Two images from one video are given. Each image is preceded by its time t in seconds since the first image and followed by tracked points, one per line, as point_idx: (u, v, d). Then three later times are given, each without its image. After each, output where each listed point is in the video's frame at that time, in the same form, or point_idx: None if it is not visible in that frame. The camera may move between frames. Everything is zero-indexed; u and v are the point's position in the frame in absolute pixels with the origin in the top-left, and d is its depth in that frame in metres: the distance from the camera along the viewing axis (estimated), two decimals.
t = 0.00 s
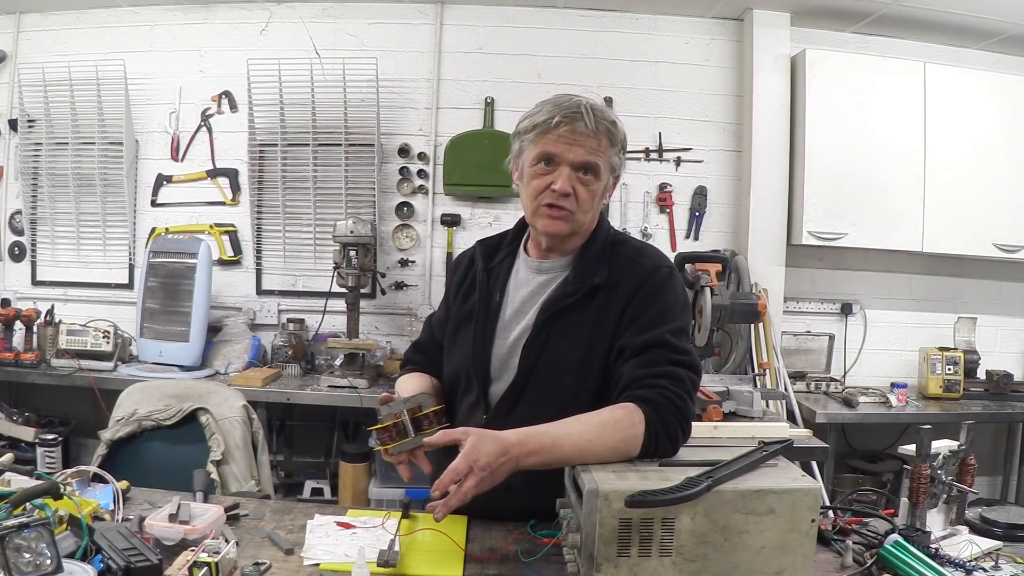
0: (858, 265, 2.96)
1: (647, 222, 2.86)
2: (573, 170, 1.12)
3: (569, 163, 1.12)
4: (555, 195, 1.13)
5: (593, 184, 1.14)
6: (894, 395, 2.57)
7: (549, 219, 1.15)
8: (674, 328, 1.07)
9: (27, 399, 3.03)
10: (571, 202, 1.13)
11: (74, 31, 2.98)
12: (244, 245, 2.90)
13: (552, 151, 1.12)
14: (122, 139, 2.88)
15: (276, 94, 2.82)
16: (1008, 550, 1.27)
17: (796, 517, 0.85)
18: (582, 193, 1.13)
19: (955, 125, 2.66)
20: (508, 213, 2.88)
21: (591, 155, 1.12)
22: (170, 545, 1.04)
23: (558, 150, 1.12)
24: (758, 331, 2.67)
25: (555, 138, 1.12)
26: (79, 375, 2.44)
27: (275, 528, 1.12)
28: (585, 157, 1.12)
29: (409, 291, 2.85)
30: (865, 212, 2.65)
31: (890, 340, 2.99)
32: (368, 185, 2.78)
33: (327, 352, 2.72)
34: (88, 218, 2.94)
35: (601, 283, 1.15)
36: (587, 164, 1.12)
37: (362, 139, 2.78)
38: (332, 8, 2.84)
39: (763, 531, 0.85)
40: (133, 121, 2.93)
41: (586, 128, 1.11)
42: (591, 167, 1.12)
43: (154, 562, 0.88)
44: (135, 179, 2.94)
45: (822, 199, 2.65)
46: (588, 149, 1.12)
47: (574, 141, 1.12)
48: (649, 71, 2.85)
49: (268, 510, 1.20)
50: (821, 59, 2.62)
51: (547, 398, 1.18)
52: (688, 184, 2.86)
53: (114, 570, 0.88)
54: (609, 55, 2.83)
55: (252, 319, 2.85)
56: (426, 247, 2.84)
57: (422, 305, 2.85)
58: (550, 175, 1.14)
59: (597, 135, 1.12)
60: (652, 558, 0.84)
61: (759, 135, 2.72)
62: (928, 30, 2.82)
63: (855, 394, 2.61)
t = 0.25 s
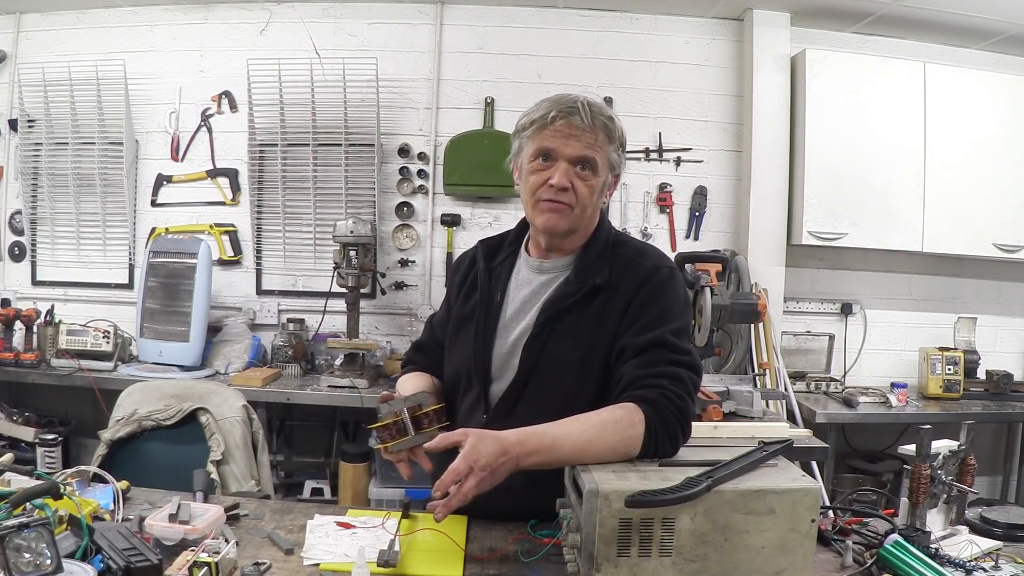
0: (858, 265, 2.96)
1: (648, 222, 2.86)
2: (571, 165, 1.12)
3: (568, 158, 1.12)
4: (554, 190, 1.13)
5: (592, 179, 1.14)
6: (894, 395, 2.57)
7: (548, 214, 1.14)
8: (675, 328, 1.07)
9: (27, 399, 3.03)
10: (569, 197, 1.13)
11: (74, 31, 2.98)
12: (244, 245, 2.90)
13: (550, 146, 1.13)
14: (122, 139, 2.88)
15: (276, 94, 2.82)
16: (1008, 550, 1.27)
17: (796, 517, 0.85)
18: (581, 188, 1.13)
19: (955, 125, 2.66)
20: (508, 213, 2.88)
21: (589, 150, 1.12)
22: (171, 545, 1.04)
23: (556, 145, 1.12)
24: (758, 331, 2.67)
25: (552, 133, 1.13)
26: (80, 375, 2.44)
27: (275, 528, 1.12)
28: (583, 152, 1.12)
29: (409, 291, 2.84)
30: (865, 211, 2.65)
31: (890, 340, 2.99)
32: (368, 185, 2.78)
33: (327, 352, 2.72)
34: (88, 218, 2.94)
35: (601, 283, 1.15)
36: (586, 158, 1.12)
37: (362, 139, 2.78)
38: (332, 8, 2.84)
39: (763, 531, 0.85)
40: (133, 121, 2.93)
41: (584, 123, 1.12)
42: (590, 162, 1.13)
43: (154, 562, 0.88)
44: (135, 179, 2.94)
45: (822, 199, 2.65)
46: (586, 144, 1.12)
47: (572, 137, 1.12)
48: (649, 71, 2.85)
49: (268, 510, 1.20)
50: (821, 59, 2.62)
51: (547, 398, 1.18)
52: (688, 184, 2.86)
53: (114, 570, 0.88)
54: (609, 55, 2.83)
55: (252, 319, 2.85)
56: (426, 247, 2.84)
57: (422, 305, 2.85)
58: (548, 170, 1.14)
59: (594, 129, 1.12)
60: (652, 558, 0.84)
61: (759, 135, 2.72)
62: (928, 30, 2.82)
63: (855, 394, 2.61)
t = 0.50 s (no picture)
0: (858, 265, 2.96)
1: (647, 222, 2.86)
2: (562, 165, 1.13)
3: (558, 159, 1.12)
4: (545, 191, 1.13)
5: (583, 178, 1.14)
6: (894, 395, 2.57)
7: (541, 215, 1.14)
8: (675, 328, 1.07)
9: (27, 399, 3.03)
10: (560, 197, 1.13)
11: (74, 31, 2.98)
12: (244, 245, 2.90)
13: (539, 148, 1.13)
14: (122, 139, 2.88)
15: (276, 94, 2.82)
16: (1008, 550, 1.27)
17: (796, 517, 0.85)
18: (572, 187, 1.13)
19: (955, 125, 2.66)
20: (508, 213, 2.88)
21: (579, 150, 1.12)
22: (171, 545, 1.04)
23: (546, 147, 1.13)
24: (758, 331, 2.67)
25: (541, 134, 1.13)
26: (80, 375, 2.44)
27: (275, 528, 1.12)
28: (573, 151, 1.12)
29: (409, 291, 2.84)
30: (865, 211, 2.65)
31: (890, 340, 2.99)
32: (368, 185, 2.78)
33: (327, 352, 2.72)
34: (88, 218, 2.94)
35: (602, 283, 1.15)
36: (576, 158, 1.12)
37: (362, 139, 2.78)
38: (332, 8, 2.84)
39: (763, 531, 0.85)
40: (133, 121, 2.93)
41: (573, 122, 1.12)
42: (580, 161, 1.13)
43: (154, 562, 0.88)
44: (135, 179, 2.94)
45: (822, 199, 2.65)
46: (575, 143, 1.12)
47: (561, 137, 1.12)
48: (649, 71, 2.85)
49: (268, 510, 1.20)
50: (821, 59, 2.62)
51: (547, 398, 1.18)
52: (688, 184, 2.86)
53: (114, 570, 0.88)
54: (609, 55, 2.83)
55: (252, 319, 2.85)
56: (426, 247, 2.84)
57: (422, 305, 2.85)
58: (539, 171, 1.14)
59: (583, 129, 1.13)
60: (652, 558, 0.84)
61: (759, 135, 2.72)
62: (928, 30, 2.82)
63: (855, 394, 2.61)
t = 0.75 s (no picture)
0: (858, 265, 2.96)
1: (647, 222, 2.86)
2: (559, 165, 1.13)
3: (555, 159, 1.13)
4: (542, 191, 1.13)
5: (581, 178, 1.14)
6: (894, 395, 2.57)
7: (538, 216, 1.14)
8: (675, 328, 1.07)
9: (27, 399, 3.03)
10: (559, 197, 1.13)
11: (74, 31, 2.98)
12: (244, 245, 2.90)
13: (535, 149, 1.14)
14: (122, 139, 2.88)
15: (276, 94, 2.82)
16: (1008, 550, 1.27)
17: (796, 517, 0.86)
18: (570, 187, 1.13)
19: (954, 124, 2.66)
20: (508, 213, 2.88)
21: (576, 149, 1.12)
22: (171, 545, 1.04)
23: (542, 147, 1.13)
24: (758, 331, 2.67)
25: (538, 135, 1.14)
26: (80, 375, 2.44)
27: (275, 528, 1.12)
28: (570, 151, 1.12)
29: (409, 291, 2.84)
30: (865, 212, 2.65)
31: (890, 340, 2.99)
32: (368, 185, 2.78)
33: (327, 352, 2.72)
34: (88, 218, 2.94)
35: (602, 283, 1.15)
36: (573, 158, 1.12)
37: (362, 139, 2.78)
38: (332, 8, 2.84)
39: (763, 531, 0.85)
40: (133, 121, 2.93)
41: (568, 122, 1.13)
42: (577, 160, 1.13)
43: (154, 562, 0.88)
44: (135, 179, 2.94)
45: (822, 199, 2.65)
46: (572, 143, 1.12)
47: (558, 137, 1.13)
48: (649, 71, 2.85)
49: (268, 510, 1.20)
50: (821, 59, 2.62)
51: (548, 398, 1.18)
52: (688, 184, 2.86)
53: (114, 570, 0.88)
54: (609, 55, 2.83)
55: (252, 319, 2.85)
56: (426, 247, 2.84)
57: (422, 305, 2.85)
58: (537, 172, 1.15)
59: (580, 129, 1.13)
60: (652, 558, 0.84)
61: (759, 135, 2.72)
62: (927, 29, 2.82)
63: (856, 394, 2.61)
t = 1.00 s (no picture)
0: (858, 265, 2.96)
1: (647, 222, 2.86)
2: (555, 159, 1.13)
3: (552, 153, 1.13)
4: (540, 186, 1.13)
5: (578, 172, 1.14)
6: (894, 395, 2.58)
7: (536, 211, 1.14)
8: (675, 329, 1.07)
9: (27, 399, 3.03)
10: (556, 191, 1.12)
11: (74, 31, 2.98)
12: (244, 245, 2.90)
13: (532, 144, 1.15)
14: (122, 139, 2.88)
15: (276, 94, 2.82)
16: (1008, 550, 1.27)
17: (796, 517, 0.85)
18: (567, 181, 1.13)
19: (955, 124, 2.66)
20: (508, 213, 2.88)
21: (572, 143, 1.13)
22: (171, 545, 1.04)
23: (539, 142, 1.14)
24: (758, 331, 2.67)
25: (535, 131, 1.15)
26: (80, 375, 2.44)
27: (275, 528, 1.12)
28: (566, 145, 1.13)
29: (409, 291, 2.84)
30: (865, 212, 2.65)
31: (890, 340, 2.99)
32: (368, 185, 2.78)
33: (327, 352, 2.72)
34: (88, 218, 2.94)
35: (601, 283, 1.15)
36: (569, 151, 1.13)
37: (362, 139, 2.78)
38: (332, 8, 2.84)
39: (763, 531, 0.85)
40: (133, 121, 2.93)
41: (564, 117, 1.14)
42: (574, 154, 1.13)
43: (154, 562, 0.88)
44: (135, 179, 2.93)
45: (822, 199, 2.65)
46: (568, 137, 1.13)
47: (554, 132, 1.13)
48: (649, 71, 2.85)
49: (268, 510, 1.20)
50: (821, 59, 2.62)
51: (547, 398, 1.18)
52: (688, 184, 2.86)
53: (114, 570, 0.88)
54: (609, 55, 2.83)
55: (252, 319, 2.85)
56: (426, 247, 2.84)
57: (422, 305, 2.85)
58: (534, 167, 1.15)
59: (576, 124, 1.14)
60: (653, 558, 0.84)
61: (759, 135, 2.72)
62: (927, 30, 2.82)
63: (855, 394, 2.61)
